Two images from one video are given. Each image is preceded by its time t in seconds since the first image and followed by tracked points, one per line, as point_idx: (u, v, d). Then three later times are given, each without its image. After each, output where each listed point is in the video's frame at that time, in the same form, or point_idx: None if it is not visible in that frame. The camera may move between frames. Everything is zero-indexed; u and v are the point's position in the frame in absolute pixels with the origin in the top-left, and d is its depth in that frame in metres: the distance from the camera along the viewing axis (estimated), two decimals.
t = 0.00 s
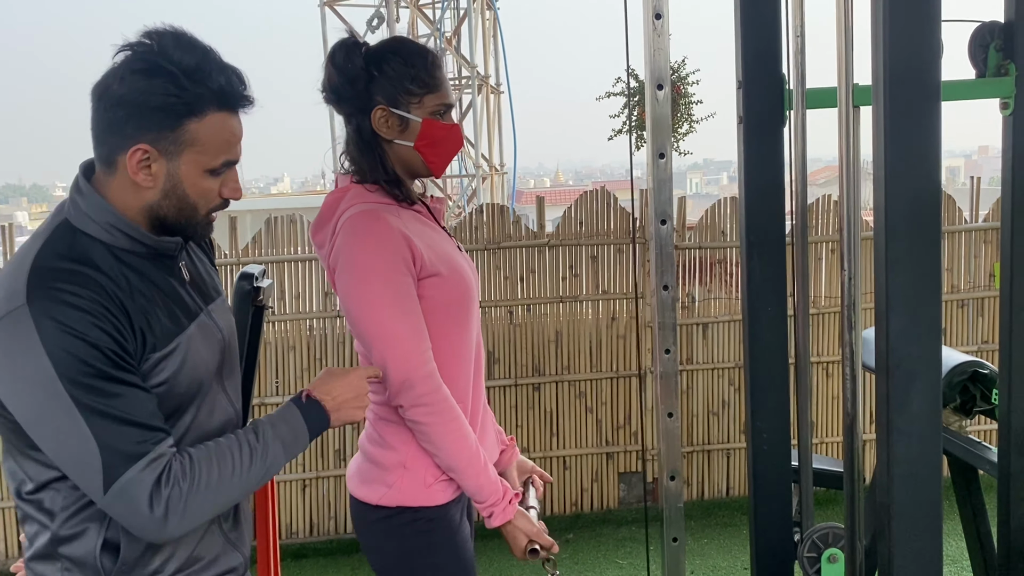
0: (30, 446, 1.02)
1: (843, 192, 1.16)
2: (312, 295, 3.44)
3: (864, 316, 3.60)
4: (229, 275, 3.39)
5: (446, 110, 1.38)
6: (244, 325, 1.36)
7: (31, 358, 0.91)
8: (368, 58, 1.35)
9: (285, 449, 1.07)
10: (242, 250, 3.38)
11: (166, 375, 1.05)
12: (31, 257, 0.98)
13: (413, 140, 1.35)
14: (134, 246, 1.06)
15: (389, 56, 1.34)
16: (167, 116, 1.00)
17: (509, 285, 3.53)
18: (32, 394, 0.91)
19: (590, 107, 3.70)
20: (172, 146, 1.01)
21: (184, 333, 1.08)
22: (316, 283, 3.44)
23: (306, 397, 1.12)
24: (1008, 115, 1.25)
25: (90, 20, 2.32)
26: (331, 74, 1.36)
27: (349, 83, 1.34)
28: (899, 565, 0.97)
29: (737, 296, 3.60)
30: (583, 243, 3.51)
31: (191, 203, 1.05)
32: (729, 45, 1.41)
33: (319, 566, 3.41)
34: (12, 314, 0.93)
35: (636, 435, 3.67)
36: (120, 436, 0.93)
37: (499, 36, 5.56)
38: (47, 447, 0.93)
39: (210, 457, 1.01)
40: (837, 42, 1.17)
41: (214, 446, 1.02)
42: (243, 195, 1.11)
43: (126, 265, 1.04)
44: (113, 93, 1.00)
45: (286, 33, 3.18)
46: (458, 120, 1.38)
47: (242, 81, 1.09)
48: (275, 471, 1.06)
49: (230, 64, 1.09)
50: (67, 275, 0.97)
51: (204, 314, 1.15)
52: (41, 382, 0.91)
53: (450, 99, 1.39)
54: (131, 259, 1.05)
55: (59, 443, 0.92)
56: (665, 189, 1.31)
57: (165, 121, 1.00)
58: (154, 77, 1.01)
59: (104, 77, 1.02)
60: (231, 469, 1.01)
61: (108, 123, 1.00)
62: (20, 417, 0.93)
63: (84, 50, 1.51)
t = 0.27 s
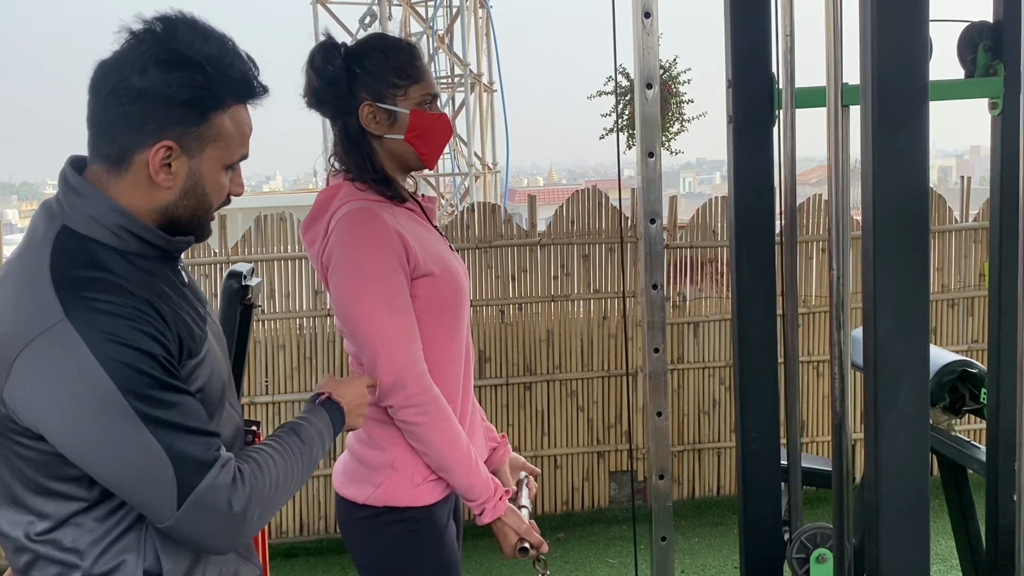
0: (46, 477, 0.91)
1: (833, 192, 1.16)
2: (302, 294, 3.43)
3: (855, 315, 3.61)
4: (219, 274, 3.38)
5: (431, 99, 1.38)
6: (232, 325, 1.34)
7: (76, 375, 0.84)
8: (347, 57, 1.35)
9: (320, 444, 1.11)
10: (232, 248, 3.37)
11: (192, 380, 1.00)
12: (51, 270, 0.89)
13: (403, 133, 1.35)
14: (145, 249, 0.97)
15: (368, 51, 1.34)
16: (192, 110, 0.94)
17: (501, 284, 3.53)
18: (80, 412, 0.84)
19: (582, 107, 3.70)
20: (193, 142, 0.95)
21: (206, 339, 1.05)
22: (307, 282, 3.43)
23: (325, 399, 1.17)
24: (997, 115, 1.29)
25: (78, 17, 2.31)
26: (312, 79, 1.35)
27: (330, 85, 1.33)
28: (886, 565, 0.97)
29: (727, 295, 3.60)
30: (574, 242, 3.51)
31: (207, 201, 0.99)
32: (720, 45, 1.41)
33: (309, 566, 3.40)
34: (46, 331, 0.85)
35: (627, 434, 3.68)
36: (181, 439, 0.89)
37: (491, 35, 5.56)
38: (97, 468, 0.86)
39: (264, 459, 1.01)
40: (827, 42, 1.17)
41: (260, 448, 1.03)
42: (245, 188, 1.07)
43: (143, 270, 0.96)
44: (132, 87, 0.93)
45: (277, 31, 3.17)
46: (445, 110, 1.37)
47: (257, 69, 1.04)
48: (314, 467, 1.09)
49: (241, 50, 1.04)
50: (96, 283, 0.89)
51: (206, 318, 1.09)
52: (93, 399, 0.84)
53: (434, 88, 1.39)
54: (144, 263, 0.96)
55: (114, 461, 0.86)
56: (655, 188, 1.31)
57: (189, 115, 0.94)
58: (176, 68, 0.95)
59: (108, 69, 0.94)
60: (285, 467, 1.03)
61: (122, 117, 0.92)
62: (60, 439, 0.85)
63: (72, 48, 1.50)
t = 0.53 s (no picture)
0: (51, 492, 0.89)
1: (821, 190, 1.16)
2: (291, 292, 3.42)
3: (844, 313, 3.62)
4: (208, 271, 3.37)
5: (423, 91, 1.38)
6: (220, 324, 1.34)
7: (102, 381, 0.82)
8: (336, 52, 1.34)
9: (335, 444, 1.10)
10: (221, 246, 3.36)
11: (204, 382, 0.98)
12: (59, 276, 0.86)
13: (398, 127, 1.34)
14: (154, 250, 0.94)
15: (358, 46, 1.34)
16: (213, 105, 0.93)
17: (491, 282, 3.53)
18: (104, 420, 0.82)
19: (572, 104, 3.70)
20: (212, 139, 0.94)
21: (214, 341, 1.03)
22: (296, 280, 3.42)
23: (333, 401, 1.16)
24: (985, 113, 1.31)
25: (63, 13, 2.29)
26: (299, 79, 1.35)
27: (318, 85, 1.33)
28: (873, 563, 0.97)
29: (717, 293, 3.61)
30: (565, 240, 3.51)
31: (218, 200, 0.97)
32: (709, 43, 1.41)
33: (299, 564, 3.39)
34: (69, 338, 0.83)
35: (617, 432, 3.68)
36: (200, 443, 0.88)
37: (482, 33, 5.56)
38: (120, 476, 0.84)
39: (286, 459, 1.01)
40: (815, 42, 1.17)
41: (280, 449, 1.02)
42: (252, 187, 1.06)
43: (153, 271, 0.94)
44: (151, 78, 0.91)
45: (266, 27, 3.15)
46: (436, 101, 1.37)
47: (274, 63, 1.03)
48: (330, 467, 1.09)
49: (259, 43, 1.02)
50: (111, 285, 0.87)
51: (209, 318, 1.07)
52: (119, 407, 0.82)
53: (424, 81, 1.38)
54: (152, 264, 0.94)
55: (138, 469, 0.84)
56: (643, 185, 1.31)
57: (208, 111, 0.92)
58: (198, 61, 0.93)
59: (124, 59, 0.92)
60: (306, 468, 1.03)
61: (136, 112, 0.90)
62: (80, 449, 0.83)
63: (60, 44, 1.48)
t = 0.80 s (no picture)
0: (49, 493, 0.89)
1: (811, 188, 1.16)
2: (282, 289, 3.41)
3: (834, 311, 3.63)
4: (198, 268, 3.35)
5: (413, 88, 1.37)
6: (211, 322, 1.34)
7: (100, 379, 0.81)
8: (325, 47, 1.34)
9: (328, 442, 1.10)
10: (211, 242, 3.35)
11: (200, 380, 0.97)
12: (54, 276, 0.85)
13: (388, 123, 1.34)
14: (146, 248, 0.94)
15: (348, 42, 1.33)
16: (203, 98, 0.92)
17: (483, 279, 3.53)
18: (102, 418, 0.81)
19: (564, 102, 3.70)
20: (201, 133, 0.93)
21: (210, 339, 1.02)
22: (287, 277, 3.41)
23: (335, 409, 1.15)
24: (974, 111, 1.31)
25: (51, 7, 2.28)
26: (290, 73, 1.34)
27: (308, 79, 1.32)
28: (863, 559, 0.98)
29: (708, 290, 3.62)
30: (556, 237, 3.51)
31: (209, 195, 0.97)
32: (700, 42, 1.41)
33: (290, 562, 3.38)
34: (68, 339, 0.81)
35: (609, 428, 3.69)
36: (196, 440, 0.87)
37: (473, 30, 5.55)
38: (119, 475, 0.84)
39: (281, 458, 1.00)
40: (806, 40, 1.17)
41: (274, 447, 1.02)
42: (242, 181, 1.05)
43: (146, 269, 0.93)
44: (140, 71, 0.90)
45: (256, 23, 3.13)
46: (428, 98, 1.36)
47: (264, 55, 1.03)
48: (324, 464, 1.09)
49: (249, 35, 1.02)
50: (105, 284, 0.86)
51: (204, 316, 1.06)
52: (118, 406, 0.81)
53: (415, 77, 1.38)
54: (144, 262, 0.94)
55: (136, 467, 0.84)
56: (635, 182, 1.31)
57: (199, 105, 0.92)
58: (188, 53, 0.92)
59: (112, 51, 0.91)
60: (301, 466, 1.02)
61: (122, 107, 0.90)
62: (79, 448, 0.82)
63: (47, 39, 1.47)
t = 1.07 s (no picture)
0: (38, 489, 0.88)
1: (805, 185, 1.15)
2: (274, 286, 3.40)
3: (827, 308, 3.65)
4: (189, 265, 3.34)
5: (407, 85, 1.36)
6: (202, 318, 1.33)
7: (81, 372, 0.80)
8: (320, 42, 1.33)
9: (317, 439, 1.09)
10: (204, 238, 3.34)
11: (186, 373, 0.97)
12: (37, 270, 0.85)
13: (382, 120, 1.33)
14: (133, 241, 0.93)
15: (342, 37, 1.32)
16: (182, 87, 0.91)
17: (476, 276, 3.52)
18: (83, 411, 0.81)
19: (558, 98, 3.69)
20: (181, 123, 0.92)
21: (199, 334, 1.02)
22: (279, 274, 3.40)
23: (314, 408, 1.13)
24: (967, 108, 1.32)
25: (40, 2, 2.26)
26: (284, 68, 1.33)
27: (303, 74, 1.31)
28: (855, 554, 0.98)
29: (702, 287, 3.62)
30: (550, 234, 3.51)
31: (195, 185, 0.96)
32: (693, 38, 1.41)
33: (283, 559, 3.38)
34: (47, 330, 0.81)
35: (602, 425, 3.69)
36: (180, 432, 0.86)
37: (467, 26, 5.54)
38: (102, 468, 0.83)
39: (268, 454, 0.99)
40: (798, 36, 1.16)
41: (262, 444, 1.01)
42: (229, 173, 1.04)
43: (134, 262, 0.93)
44: (118, 61, 0.89)
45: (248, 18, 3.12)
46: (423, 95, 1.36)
47: (245, 44, 1.01)
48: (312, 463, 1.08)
49: (229, 25, 1.00)
50: (90, 276, 0.85)
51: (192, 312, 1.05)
52: (98, 398, 0.81)
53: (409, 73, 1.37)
54: (132, 255, 0.93)
55: (119, 460, 0.83)
56: (628, 178, 1.30)
57: (178, 92, 0.91)
58: (165, 43, 0.91)
59: (89, 43, 0.90)
60: (288, 464, 1.01)
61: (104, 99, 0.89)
62: (61, 441, 0.82)
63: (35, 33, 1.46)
